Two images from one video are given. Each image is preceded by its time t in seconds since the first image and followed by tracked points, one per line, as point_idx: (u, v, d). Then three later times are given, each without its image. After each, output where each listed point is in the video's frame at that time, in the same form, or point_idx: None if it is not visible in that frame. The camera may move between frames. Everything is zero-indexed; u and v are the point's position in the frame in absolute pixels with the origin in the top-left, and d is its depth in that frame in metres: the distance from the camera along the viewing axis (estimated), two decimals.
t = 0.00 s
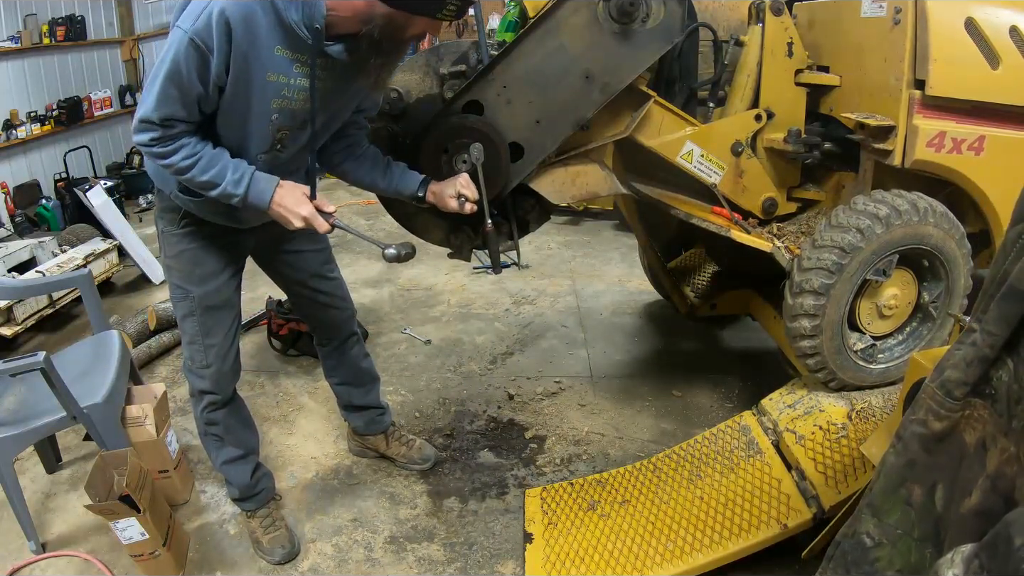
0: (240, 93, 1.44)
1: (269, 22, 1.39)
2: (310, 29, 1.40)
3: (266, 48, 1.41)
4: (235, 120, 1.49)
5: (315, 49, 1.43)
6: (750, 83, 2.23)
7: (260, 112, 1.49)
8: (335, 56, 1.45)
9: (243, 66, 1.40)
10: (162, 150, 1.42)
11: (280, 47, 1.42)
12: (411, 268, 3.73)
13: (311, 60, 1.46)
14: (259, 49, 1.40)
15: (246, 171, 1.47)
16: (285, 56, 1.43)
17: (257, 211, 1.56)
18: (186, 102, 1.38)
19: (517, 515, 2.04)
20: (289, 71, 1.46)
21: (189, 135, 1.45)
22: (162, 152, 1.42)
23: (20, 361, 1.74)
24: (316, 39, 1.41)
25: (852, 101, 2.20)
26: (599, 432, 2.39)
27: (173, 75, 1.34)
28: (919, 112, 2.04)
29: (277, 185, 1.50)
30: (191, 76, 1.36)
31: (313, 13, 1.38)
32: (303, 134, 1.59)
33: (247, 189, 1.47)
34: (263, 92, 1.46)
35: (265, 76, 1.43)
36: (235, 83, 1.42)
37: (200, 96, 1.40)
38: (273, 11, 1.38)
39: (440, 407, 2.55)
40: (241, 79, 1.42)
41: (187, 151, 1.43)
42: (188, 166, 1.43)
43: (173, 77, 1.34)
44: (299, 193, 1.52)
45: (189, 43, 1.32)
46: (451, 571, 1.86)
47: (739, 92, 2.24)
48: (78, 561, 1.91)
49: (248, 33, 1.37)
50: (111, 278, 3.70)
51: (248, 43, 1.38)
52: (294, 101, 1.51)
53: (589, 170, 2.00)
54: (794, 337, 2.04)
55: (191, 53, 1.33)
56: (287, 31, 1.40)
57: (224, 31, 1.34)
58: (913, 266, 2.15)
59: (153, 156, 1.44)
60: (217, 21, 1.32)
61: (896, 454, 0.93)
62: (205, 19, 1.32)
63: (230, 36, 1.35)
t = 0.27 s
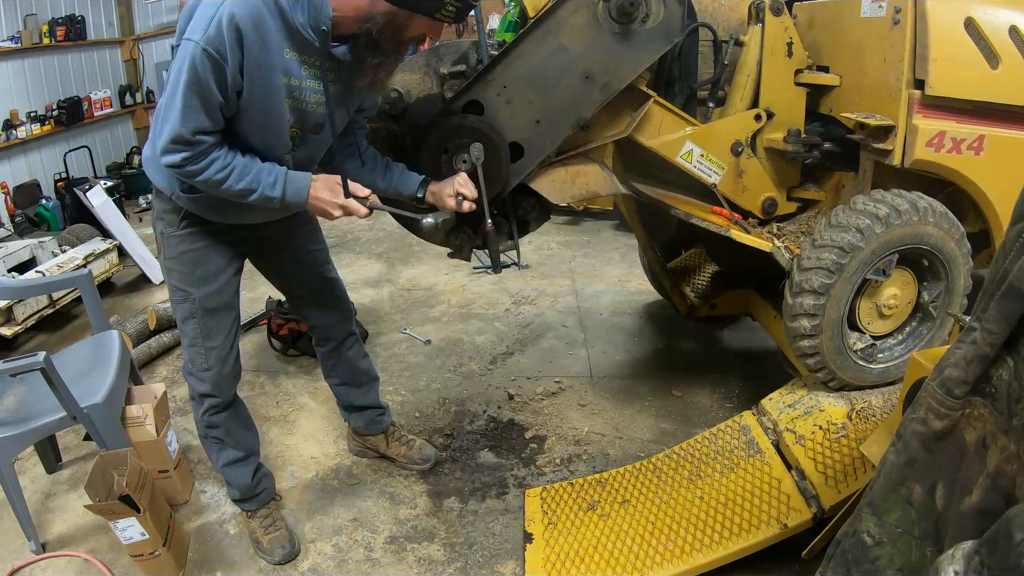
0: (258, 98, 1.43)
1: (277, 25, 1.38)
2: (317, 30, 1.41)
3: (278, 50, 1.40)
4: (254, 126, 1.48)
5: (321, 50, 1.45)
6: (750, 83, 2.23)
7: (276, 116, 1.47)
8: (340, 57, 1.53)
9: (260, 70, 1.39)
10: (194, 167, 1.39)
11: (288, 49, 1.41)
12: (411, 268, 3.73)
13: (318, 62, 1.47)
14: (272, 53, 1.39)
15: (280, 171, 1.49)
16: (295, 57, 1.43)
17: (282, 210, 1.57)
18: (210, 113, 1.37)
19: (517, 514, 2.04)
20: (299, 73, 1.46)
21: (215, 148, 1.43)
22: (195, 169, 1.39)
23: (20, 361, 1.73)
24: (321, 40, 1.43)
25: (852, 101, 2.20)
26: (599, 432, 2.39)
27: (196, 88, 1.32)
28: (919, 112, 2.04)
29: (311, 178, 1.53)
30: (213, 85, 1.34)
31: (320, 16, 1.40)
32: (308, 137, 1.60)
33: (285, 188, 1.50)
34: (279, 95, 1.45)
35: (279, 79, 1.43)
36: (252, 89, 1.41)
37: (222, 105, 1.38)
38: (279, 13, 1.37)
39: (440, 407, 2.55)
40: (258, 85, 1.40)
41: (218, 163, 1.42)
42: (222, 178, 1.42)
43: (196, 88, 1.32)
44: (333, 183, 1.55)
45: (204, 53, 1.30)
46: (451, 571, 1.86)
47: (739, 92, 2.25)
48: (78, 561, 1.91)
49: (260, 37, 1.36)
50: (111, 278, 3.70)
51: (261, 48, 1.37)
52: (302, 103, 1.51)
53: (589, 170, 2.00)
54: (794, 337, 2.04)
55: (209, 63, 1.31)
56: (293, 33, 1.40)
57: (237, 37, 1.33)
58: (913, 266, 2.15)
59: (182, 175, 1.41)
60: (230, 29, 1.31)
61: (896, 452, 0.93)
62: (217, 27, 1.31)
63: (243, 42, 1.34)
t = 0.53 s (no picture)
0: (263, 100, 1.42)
1: (277, 26, 1.38)
2: (315, 31, 1.42)
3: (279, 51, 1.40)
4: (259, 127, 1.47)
5: (319, 51, 1.46)
6: (750, 83, 2.23)
7: (279, 117, 1.47)
8: (338, 58, 1.54)
9: (264, 71, 1.38)
10: (203, 168, 1.38)
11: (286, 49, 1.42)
12: (411, 268, 3.73)
13: (315, 62, 1.48)
14: (275, 54, 1.38)
15: (288, 164, 1.49)
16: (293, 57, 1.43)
17: (288, 206, 1.56)
18: (216, 114, 1.36)
19: (517, 514, 2.04)
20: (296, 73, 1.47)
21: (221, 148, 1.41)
22: (204, 170, 1.38)
23: (20, 361, 1.73)
24: (320, 42, 1.44)
25: (852, 101, 2.20)
26: (599, 432, 2.39)
27: (202, 88, 1.31)
28: (919, 112, 2.04)
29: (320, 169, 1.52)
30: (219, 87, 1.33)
31: (318, 18, 1.40)
32: (305, 135, 1.60)
33: (295, 180, 1.49)
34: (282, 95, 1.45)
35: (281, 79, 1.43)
36: (256, 91, 1.40)
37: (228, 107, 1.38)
38: (278, 13, 1.37)
39: (440, 407, 2.55)
40: (262, 86, 1.40)
41: (226, 162, 1.40)
42: (231, 176, 1.41)
43: (202, 90, 1.31)
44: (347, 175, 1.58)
45: (208, 54, 1.29)
46: (451, 571, 1.86)
47: (739, 92, 2.24)
48: (78, 561, 1.91)
49: (262, 37, 1.35)
50: (111, 278, 3.70)
51: (263, 49, 1.36)
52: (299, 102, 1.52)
53: (589, 170, 2.00)
54: (794, 337, 2.04)
55: (214, 65, 1.30)
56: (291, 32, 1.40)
57: (240, 38, 1.32)
58: (913, 266, 2.15)
59: (191, 178, 1.40)
60: (232, 30, 1.31)
61: (896, 451, 0.93)
62: (219, 29, 1.30)
63: (246, 42, 1.33)
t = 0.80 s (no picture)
0: (264, 102, 1.42)
1: (280, 27, 1.38)
2: (320, 34, 1.42)
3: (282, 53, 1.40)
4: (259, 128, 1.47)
5: (323, 54, 1.45)
6: (750, 83, 2.23)
7: (280, 117, 1.46)
8: (342, 60, 1.52)
9: (265, 73, 1.38)
10: (195, 167, 1.38)
11: (290, 52, 1.42)
12: (411, 268, 3.73)
13: (319, 65, 1.47)
14: (277, 55, 1.38)
15: (283, 161, 1.46)
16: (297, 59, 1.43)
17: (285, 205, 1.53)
18: (213, 115, 1.36)
19: (517, 514, 2.04)
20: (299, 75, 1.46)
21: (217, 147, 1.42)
22: (196, 169, 1.39)
23: (20, 361, 1.74)
24: (325, 44, 1.43)
25: (852, 101, 2.20)
26: (599, 432, 2.39)
27: (199, 89, 1.32)
28: (919, 112, 2.04)
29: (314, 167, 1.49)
30: (216, 89, 1.34)
31: (323, 19, 1.40)
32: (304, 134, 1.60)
33: (289, 179, 1.46)
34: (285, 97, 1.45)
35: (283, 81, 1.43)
36: (256, 92, 1.40)
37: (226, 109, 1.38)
38: (282, 16, 1.37)
39: (440, 407, 2.55)
40: (262, 86, 1.40)
41: (220, 159, 1.40)
42: (224, 174, 1.41)
43: (199, 92, 1.32)
44: (332, 172, 1.53)
45: (207, 56, 1.30)
46: (451, 571, 1.86)
47: (739, 92, 2.24)
48: (78, 561, 1.91)
49: (263, 39, 1.36)
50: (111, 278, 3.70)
51: (265, 50, 1.37)
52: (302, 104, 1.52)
53: (589, 170, 2.00)
54: (794, 337, 2.04)
55: (211, 67, 1.31)
56: (296, 35, 1.40)
57: (241, 40, 1.33)
58: (913, 266, 2.15)
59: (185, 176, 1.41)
60: (232, 32, 1.31)
61: (896, 451, 0.93)
62: (220, 31, 1.31)
63: (246, 44, 1.34)
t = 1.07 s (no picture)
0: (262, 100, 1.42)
1: (277, 24, 1.39)
2: (316, 32, 1.44)
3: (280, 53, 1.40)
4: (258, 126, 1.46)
5: (319, 52, 1.48)
6: (750, 83, 2.23)
7: (280, 115, 1.46)
8: (339, 59, 1.53)
9: (264, 72, 1.39)
10: (195, 164, 1.37)
11: (283, 48, 1.43)
12: (411, 268, 3.73)
13: (314, 62, 1.49)
14: (275, 53, 1.39)
15: (284, 159, 1.46)
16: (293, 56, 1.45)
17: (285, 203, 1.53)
18: (211, 114, 1.35)
19: (517, 514, 2.04)
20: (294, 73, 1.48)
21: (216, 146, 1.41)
22: (198, 168, 1.38)
23: (20, 361, 1.73)
24: (321, 41, 1.46)
25: (852, 101, 2.20)
26: (599, 432, 2.39)
27: (198, 89, 1.31)
28: (919, 112, 2.04)
29: (314, 167, 1.48)
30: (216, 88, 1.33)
31: (320, 17, 1.42)
32: (304, 134, 1.60)
33: (290, 178, 1.45)
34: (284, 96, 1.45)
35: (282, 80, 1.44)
36: (255, 92, 1.40)
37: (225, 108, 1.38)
38: (279, 14, 1.38)
39: (440, 407, 2.55)
40: (261, 84, 1.40)
41: (220, 158, 1.39)
42: (224, 173, 1.40)
43: (200, 91, 1.31)
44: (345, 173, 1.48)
45: (207, 56, 1.29)
46: (451, 571, 1.86)
47: (739, 92, 2.25)
48: (78, 561, 1.91)
49: (262, 38, 1.36)
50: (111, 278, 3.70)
51: (264, 49, 1.37)
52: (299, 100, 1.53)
53: (589, 170, 2.00)
54: (794, 337, 2.04)
55: (211, 66, 1.30)
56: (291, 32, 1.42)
57: (240, 39, 1.33)
58: (913, 266, 2.15)
59: (186, 176, 1.40)
60: (231, 32, 1.31)
61: (897, 451, 0.93)
62: (219, 31, 1.30)
63: (246, 42, 1.34)
